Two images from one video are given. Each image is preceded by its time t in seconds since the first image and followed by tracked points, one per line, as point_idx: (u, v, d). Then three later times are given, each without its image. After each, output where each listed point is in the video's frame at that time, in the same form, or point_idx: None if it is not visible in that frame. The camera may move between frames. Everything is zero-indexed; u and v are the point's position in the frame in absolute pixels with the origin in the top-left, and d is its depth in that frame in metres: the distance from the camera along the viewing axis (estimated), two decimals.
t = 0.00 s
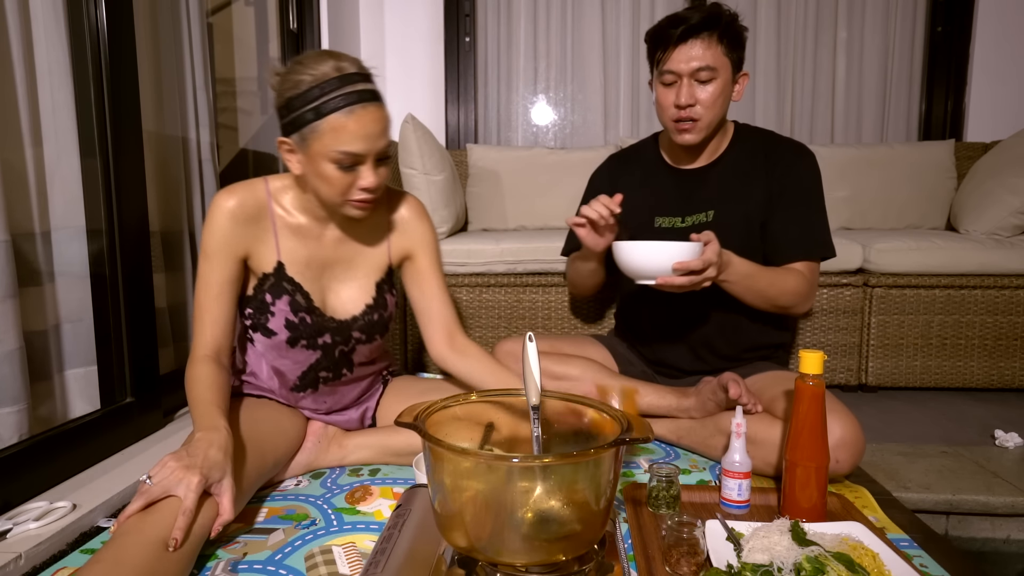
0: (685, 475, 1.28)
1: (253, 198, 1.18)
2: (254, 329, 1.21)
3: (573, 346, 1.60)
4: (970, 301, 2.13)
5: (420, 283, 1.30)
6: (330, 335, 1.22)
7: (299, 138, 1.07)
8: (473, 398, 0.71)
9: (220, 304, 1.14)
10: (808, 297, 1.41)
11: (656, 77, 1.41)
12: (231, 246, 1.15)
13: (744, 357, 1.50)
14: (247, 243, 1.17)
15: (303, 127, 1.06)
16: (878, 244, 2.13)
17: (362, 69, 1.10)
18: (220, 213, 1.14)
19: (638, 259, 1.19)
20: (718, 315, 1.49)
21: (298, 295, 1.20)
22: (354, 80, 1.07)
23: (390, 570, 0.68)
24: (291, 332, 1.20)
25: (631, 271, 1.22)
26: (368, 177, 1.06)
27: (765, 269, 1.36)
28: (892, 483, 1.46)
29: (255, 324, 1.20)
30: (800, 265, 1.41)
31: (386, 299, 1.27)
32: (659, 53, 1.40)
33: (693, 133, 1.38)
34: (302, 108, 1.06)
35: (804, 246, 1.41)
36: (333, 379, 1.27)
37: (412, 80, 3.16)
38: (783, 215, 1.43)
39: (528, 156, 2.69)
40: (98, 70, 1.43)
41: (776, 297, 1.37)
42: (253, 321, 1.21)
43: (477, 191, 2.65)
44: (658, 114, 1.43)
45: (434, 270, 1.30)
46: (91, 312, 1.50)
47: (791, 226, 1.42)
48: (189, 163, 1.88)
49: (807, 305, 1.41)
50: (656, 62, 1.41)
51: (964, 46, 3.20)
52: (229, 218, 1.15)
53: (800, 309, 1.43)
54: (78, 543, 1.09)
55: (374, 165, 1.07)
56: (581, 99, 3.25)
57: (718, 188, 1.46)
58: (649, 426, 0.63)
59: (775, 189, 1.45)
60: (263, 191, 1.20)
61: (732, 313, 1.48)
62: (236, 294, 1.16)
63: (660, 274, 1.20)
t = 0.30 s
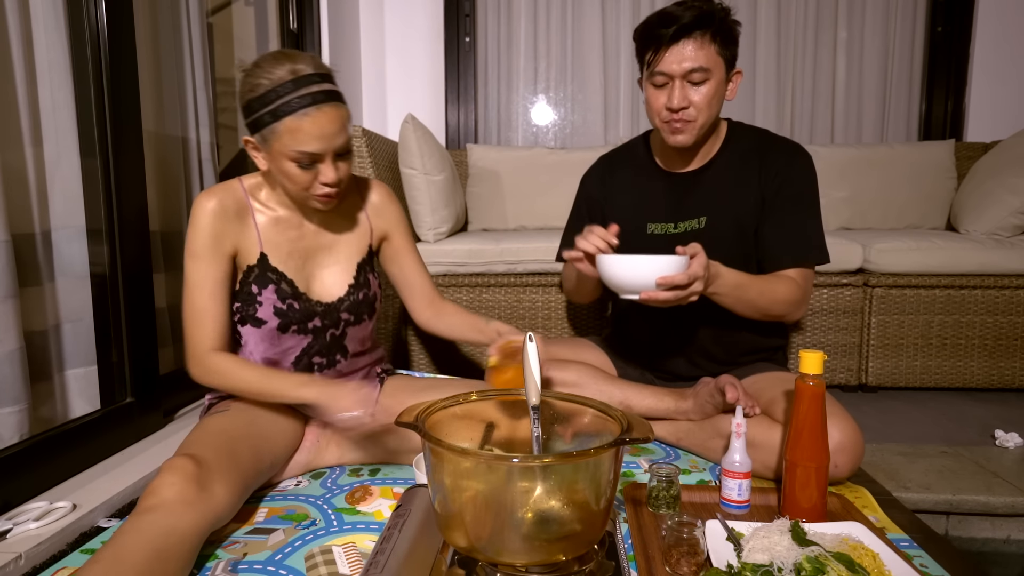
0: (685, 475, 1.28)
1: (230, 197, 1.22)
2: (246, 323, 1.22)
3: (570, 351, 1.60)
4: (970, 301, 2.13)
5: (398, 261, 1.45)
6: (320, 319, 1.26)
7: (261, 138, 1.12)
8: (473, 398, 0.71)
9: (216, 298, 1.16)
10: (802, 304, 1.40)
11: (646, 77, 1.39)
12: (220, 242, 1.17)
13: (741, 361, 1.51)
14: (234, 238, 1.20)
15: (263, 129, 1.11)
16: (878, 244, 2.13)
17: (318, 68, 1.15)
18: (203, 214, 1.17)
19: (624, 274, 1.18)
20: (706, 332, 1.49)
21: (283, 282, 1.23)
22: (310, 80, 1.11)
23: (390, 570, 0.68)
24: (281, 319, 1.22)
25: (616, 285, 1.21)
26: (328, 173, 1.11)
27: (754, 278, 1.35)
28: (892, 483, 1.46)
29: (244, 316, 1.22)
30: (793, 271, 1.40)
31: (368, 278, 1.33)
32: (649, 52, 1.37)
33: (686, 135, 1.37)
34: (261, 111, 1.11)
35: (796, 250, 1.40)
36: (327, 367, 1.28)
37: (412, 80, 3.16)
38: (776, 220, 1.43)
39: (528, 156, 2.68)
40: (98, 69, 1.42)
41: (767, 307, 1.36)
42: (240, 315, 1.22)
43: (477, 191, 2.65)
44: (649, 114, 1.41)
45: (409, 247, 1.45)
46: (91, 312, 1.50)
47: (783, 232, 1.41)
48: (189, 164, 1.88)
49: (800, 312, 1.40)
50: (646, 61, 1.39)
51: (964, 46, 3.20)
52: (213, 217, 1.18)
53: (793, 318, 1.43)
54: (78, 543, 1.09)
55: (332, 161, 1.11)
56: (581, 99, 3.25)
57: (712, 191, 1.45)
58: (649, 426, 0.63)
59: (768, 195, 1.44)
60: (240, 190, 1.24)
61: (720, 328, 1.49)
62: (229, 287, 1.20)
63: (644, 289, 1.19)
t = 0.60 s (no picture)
0: (685, 475, 1.28)
1: (234, 199, 1.20)
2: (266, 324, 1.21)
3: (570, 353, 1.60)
4: (970, 301, 2.13)
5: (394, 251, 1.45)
6: (331, 310, 1.27)
7: (245, 138, 1.13)
8: (473, 398, 0.70)
9: (252, 301, 1.14)
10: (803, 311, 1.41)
11: (646, 83, 1.34)
12: (237, 244, 1.16)
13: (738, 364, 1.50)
14: (248, 236, 1.19)
15: (244, 130, 1.12)
16: (878, 244, 2.13)
17: (293, 67, 1.15)
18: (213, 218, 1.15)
19: (628, 285, 1.19)
20: (708, 345, 1.49)
21: (295, 277, 1.23)
22: (285, 78, 1.11)
23: (390, 570, 0.68)
24: (296, 313, 1.23)
25: (620, 296, 1.22)
26: (310, 168, 1.10)
27: (761, 286, 1.35)
28: (892, 483, 1.46)
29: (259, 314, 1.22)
30: (793, 278, 1.41)
31: (370, 266, 1.34)
32: (646, 54, 1.33)
33: (690, 141, 1.34)
34: (240, 112, 1.11)
35: (796, 254, 1.40)
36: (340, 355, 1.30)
37: (413, 81, 3.17)
38: (775, 225, 1.42)
39: (528, 156, 2.69)
40: (98, 66, 1.43)
41: (769, 313, 1.37)
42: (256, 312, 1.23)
43: (477, 191, 2.65)
44: (649, 120, 1.38)
45: (405, 235, 1.44)
46: (92, 312, 1.50)
47: (782, 236, 1.41)
48: (188, 163, 1.89)
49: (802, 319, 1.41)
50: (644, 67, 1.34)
51: (963, 46, 3.20)
52: (225, 220, 1.16)
53: (790, 322, 1.43)
54: (79, 543, 1.09)
55: (313, 155, 1.11)
56: (581, 99, 3.25)
57: (710, 194, 1.44)
58: (649, 425, 0.63)
59: (766, 199, 1.44)
60: (240, 192, 1.23)
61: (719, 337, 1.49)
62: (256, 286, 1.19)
63: (647, 300, 1.20)
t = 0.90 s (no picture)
0: (685, 476, 1.28)
1: (232, 196, 1.22)
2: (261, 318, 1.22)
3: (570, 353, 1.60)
4: (970, 301, 2.13)
5: (390, 257, 1.44)
6: (325, 308, 1.27)
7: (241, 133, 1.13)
8: (473, 398, 0.71)
9: (241, 293, 1.16)
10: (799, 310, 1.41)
11: (665, 88, 1.30)
12: (227, 239, 1.18)
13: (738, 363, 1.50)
14: (242, 232, 1.20)
15: (240, 124, 1.12)
16: (878, 244, 2.13)
17: (295, 67, 1.15)
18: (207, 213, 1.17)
19: (620, 288, 1.19)
20: (705, 344, 1.49)
21: (288, 274, 1.24)
22: (284, 77, 1.11)
23: (390, 570, 0.68)
24: (287, 309, 1.23)
25: (612, 302, 1.22)
26: (297, 168, 1.09)
27: (755, 289, 1.35)
28: (892, 483, 1.46)
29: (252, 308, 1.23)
30: (792, 278, 1.41)
31: (369, 267, 1.33)
32: (661, 63, 1.29)
33: (708, 146, 1.32)
34: (237, 107, 1.12)
35: (796, 254, 1.40)
36: (333, 356, 1.29)
37: (413, 80, 3.17)
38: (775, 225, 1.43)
39: (528, 156, 2.68)
40: (98, 67, 1.43)
41: (767, 315, 1.37)
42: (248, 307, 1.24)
43: (477, 191, 2.65)
44: (665, 125, 1.34)
45: (403, 241, 1.44)
46: (92, 313, 1.50)
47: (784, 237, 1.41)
48: (188, 162, 1.89)
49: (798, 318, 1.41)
50: (663, 72, 1.29)
51: (963, 46, 3.20)
52: (219, 216, 1.17)
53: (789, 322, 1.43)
54: (79, 543, 1.09)
55: (301, 156, 1.10)
56: (581, 99, 3.25)
57: (712, 195, 1.44)
58: (649, 425, 0.63)
59: (767, 200, 1.45)
60: (240, 189, 1.25)
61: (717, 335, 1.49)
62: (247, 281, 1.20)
63: (640, 307, 1.20)
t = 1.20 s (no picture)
0: (685, 476, 1.28)
1: (230, 194, 1.22)
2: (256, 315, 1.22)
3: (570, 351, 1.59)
4: (970, 301, 2.13)
5: (386, 253, 1.43)
6: (323, 305, 1.27)
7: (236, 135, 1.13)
8: (473, 398, 0.71)
9: (233, 292, 1.16)
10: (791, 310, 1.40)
11: (691, 91, 1.29)
12: (224, 236, 1.18)
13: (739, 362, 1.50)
14: (238, 231, 1.21)
15: (235, 126, 1.12)
16: (878, 244, 2.13)
17: (288, 68, 1.15)
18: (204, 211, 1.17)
19: (610, 286, 1.19)
20: (698, 334, 1.49)
21: (286, 271, 1.24)
22: (278, 79, 1.11)
23: (390, 570, 0.68)
24: (286, 306, 1.23)
25: (601, 299, 1.23)
26: (291, 168, 1.09)
27: (744, 287, 1.35)
28: (892, 483, 1.46)
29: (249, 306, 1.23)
30: (785, 278, 1.40)
31: (367, 264, 1.34)
32: (689, 67, 1.28)
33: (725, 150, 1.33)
34: (231, 109, 1.12)
35: (796, 255, 1.39)
36: (333, 352, 1.29)
37: (413, 80, 3.16)
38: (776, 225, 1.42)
39: (528, 156, 2.69)
40: (98, 67, 1.43)
41: (756, 313, 1.37)
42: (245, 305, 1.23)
43: (477, 191, 2.65)
44: (686, 127, 1.34)
45: (399, 238, 1.43)
46: (92, 313, 1.50)
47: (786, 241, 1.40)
48: (188, 162, 1.89)
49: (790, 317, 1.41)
50: (692, 76, 1.28)
51: (963, 45, 3.20)
52: (216, 214, 1.18)
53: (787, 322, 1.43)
54: (78, 543, 1.09)
55: (295, 156, 1.10)
56: (581, 99, 3.25)
57: (715, 194, 1.44)
58: (649, 425, 0.63)
59: (770, 198, 1.45)
60: (238, 188, 1.25)
61: (712, 326, 1.48)
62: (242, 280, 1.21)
63: (627, 304, 1.21)
